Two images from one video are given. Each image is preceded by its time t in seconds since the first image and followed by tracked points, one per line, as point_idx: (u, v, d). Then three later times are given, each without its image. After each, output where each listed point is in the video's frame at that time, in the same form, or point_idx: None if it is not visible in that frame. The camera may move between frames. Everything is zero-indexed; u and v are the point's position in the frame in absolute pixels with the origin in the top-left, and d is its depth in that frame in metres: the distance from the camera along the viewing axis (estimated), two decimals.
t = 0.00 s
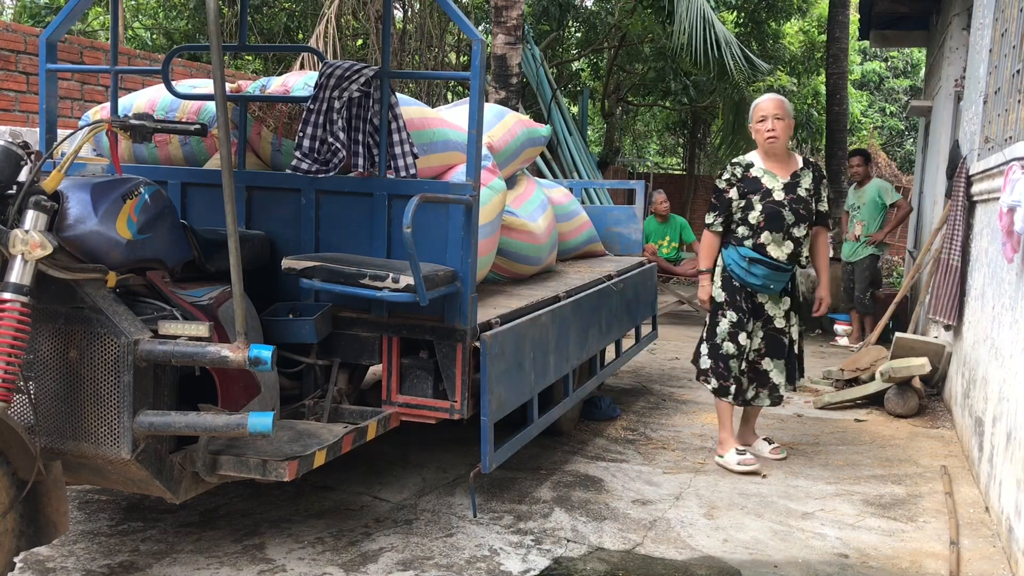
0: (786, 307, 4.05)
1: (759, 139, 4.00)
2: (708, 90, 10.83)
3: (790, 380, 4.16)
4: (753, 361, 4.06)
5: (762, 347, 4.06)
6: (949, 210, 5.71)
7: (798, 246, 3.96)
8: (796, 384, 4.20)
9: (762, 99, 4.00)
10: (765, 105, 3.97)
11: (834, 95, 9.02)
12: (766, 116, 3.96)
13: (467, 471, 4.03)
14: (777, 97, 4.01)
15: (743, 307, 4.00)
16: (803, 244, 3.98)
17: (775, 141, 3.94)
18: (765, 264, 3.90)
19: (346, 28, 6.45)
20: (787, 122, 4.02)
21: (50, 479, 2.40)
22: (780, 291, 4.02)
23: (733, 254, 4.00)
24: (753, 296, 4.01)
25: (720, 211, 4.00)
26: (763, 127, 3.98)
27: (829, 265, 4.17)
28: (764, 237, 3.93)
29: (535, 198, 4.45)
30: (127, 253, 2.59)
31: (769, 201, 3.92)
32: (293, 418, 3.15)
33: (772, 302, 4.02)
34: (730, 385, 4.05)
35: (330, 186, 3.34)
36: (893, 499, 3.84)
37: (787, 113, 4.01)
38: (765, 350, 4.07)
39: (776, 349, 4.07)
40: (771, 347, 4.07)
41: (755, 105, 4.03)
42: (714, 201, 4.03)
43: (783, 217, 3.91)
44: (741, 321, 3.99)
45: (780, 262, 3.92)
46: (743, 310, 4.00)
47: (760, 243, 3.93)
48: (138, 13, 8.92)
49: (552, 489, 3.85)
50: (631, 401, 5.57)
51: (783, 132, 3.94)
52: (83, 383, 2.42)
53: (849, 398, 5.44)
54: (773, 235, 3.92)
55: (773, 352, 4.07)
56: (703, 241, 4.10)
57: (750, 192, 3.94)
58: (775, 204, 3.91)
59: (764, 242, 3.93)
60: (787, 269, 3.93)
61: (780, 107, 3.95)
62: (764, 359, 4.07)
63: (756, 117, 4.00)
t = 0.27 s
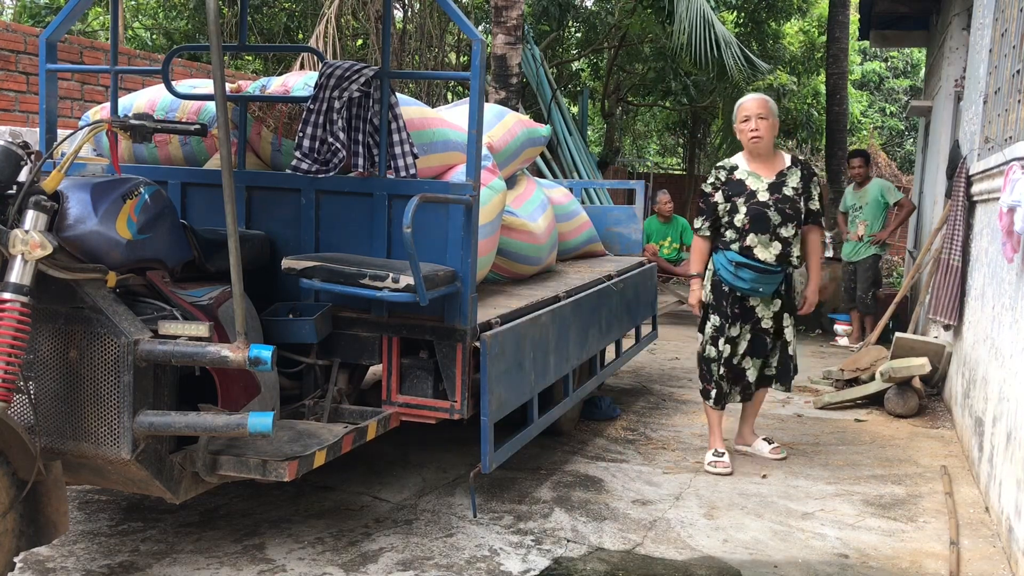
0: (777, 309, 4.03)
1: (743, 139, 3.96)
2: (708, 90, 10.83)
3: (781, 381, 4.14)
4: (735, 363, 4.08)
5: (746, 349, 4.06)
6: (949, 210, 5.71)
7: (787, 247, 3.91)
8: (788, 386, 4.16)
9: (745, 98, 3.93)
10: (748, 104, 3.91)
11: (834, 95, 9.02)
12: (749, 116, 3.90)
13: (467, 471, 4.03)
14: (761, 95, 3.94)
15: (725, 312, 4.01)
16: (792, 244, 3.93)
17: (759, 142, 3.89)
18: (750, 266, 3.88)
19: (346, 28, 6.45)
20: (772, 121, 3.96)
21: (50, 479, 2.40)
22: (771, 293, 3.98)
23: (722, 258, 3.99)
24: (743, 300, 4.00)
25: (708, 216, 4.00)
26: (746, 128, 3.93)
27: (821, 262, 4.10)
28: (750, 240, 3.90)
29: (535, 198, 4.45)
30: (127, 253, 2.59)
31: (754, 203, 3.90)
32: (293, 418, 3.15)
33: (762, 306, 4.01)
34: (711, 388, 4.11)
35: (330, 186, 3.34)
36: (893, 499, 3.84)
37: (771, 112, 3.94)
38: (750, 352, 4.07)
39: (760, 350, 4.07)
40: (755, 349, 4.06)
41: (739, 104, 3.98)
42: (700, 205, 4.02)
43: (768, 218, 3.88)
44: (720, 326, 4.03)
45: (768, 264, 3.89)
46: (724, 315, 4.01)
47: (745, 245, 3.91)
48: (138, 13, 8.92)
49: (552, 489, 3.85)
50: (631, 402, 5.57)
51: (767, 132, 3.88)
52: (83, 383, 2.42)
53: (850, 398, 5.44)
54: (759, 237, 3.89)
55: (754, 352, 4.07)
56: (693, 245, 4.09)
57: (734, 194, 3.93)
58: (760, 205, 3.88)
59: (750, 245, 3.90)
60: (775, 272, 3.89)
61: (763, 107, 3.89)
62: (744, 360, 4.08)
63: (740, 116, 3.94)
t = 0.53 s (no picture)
0: (771, 310, 4.00)
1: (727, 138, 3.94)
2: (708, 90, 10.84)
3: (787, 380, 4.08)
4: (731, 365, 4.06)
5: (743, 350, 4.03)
6: (949, 210, 5.71)
7: (775, 245, 3.88)
8: (794, 386, 4.09)
9: (729, 96, 3.89)
10: (731, 104, 3.86)
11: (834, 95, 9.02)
12: (732, 116, 3.87)
13: (467, 471, 4.03)
14: (745, 93, 3.88)
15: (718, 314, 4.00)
16: (780, 243, 3.89)
17: (743, 141, 3.86)
18: (736, 267, 3.86)
19: (346, 28, 6.45)
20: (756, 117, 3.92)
21: (50, 479, 2.40)
22: (763, 294, 3.95)
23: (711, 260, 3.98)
24: (735, 301, 3.97)
25: (693, 219, 4.01)
26: (729, 127, 3.90)
27: (819, 260, 4.01)
28: (735, 241, 3.88)
29: (535, 198, 4.45)
30: (127, 253, 2.59)
31: (737, 203, 3.89)
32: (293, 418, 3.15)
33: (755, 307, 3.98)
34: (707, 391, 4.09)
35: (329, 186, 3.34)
36: (893, 499, 3.84)
37: (754, 109, 3.89)
38: (747, 353, 4.04)
39: (756, 350, 4.04)
40: (752, 350, 4.04)
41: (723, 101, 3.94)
42: (685, 208, 4.04)
43: (752, 217, 3.87)
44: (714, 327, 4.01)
45: (756, 265, 3.86)
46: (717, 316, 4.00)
47: (731, 246, 3.89)
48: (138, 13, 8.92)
49: (552, 489, 3.85)
50: (631, 401, 5.57)
51: (751, 131, 3.85)
52: (83, 383, 2.42)
53: (850, 398, 5.44)
54: (744, 237, 3.87)
55: (751, 353, 4.04)
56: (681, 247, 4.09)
57: (717, 195, 3.94)
58: (742, 205, 3.87)
59: (736, 246, 3.88)
60: (764, 271, 3.85)
61: (746, 106, 3.84)
62: (740, 361, 4.05)
63: (723, 115, 3.91)
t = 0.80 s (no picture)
0: (773, 309, 3.99)
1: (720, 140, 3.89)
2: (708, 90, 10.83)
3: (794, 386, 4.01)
4: (733, 366, 4.03)
5: (747, 352, 4.01)
6: (949, 210, 5.71)
7: (769, 245, 3.86)
8: (799, 389, 4.00)
9: (721, 98, 3.81)
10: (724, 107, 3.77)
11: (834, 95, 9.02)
12: (726, 120, 3.80)
13: (466, 471, 4.03)
14: (738, 94, 3.78)
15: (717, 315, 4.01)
16: (775, 243, 3.87)
17: (736, 146, 3.82)
18: (731, 268, 3.86)
19: (346, 28, 6.45)
20: (749, 117, 3.84)
21: (50, 479, 2.40)
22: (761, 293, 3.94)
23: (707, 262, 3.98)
24: (734, 303, 3.98)
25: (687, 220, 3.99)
26: (722, 131, 3.84)
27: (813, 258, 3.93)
28: (728, 242, 3.86)
29: (535, 199, 4.45)
30: (127, 253, 2.59)
31: (729, 203, 3.87)
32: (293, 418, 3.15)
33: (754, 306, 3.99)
34: (706, 392, 4.07)
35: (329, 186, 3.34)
36: (893, 499, 3.84)
37: (748, 110, 3.81)
38: (750, 356, 4.01)
39: (760, 352, 4.02)
40: (756, 353, 4.01)
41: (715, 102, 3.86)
42: (679, 208, 4.02)
43: (745, 217, 3.84)
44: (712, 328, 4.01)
45: (751, 265, 3.84)
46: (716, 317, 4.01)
47: (725, 248, 3.88)
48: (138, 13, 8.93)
49: (552, 489, 3.85)
50: (631, 401, 5.57)
51: (745, 135, 3.80)
52: (83, 383, 2.42)
53: (850, 398, 5.44)
54: (736, 238, 3.85)
55: (755, 357, 4.01)
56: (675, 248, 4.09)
57: (710, 196, 3.92)
58: (735, 205, 3.85)
59: (730, 247, 3.87)
60: (759, 270, 3.84)
61: (739, 110, 3.77)
62: (740, 362, 4.02)
63: (716, 117, 3.84)
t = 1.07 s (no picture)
0: (776, 315, 3.87)
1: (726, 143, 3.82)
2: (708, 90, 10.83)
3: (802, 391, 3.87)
4: (746, 372, 3.96)
5: (758, 357, 3.93)
6: (949, 210, 5.71)
7: (770, 250, 3.74)
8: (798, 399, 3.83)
9: (727, 100, 3.74)
10: (730, 109, 3.71)
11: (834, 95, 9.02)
12: (731, 122, 3.73)
13: (466, 471, 4.03)
14: (744, 96, 3.72)
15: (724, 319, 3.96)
16: (777, 248, 3.74)
17: (743, 148, 3.75)
18: (730, 272, 3.79)
19: (346, 28, 6.45)
20: (756, 119, 3.77)
21: (50, 479, 2.40)
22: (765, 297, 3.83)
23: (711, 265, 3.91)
24: (739, 307, 3.91)
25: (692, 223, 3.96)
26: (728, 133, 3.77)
27: (826, 265, 3.84)
28: (728, 246, 3.79)
29: (535, 199, 4.45)
30: (127, 253, 2.59)
31: (732, 206, 3.80)
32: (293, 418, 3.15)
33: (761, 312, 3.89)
34: (721, 396, 4.06)
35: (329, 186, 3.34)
36: (893, 499, 3.84)
37: (755, 112, 3.74)
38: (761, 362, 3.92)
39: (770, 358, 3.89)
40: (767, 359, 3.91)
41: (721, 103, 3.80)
42: (685, 211, 3.98)
43: (747, 220, 3.75)
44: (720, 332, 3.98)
45: (750, 269, 3.75)
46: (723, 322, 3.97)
47: (726, 251, 3.80)
48: (138, 13, 8.94)
49: (552, 489, 3.85)
50: (631, 401, 5.57)
51: (751, 138, 3.73)
52: (83, 383, 2.42)
53: (849, 398, 5.44)
54: (737, 242, 3.77)
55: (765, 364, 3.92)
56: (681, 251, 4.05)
57: (714, 198, 3.85)
58: (737, 208, 3.77)
59: (730, 250, 3.78)
60: (758, 274, 3.74)
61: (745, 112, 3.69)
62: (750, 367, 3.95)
63: (723, 119, 3.77)
